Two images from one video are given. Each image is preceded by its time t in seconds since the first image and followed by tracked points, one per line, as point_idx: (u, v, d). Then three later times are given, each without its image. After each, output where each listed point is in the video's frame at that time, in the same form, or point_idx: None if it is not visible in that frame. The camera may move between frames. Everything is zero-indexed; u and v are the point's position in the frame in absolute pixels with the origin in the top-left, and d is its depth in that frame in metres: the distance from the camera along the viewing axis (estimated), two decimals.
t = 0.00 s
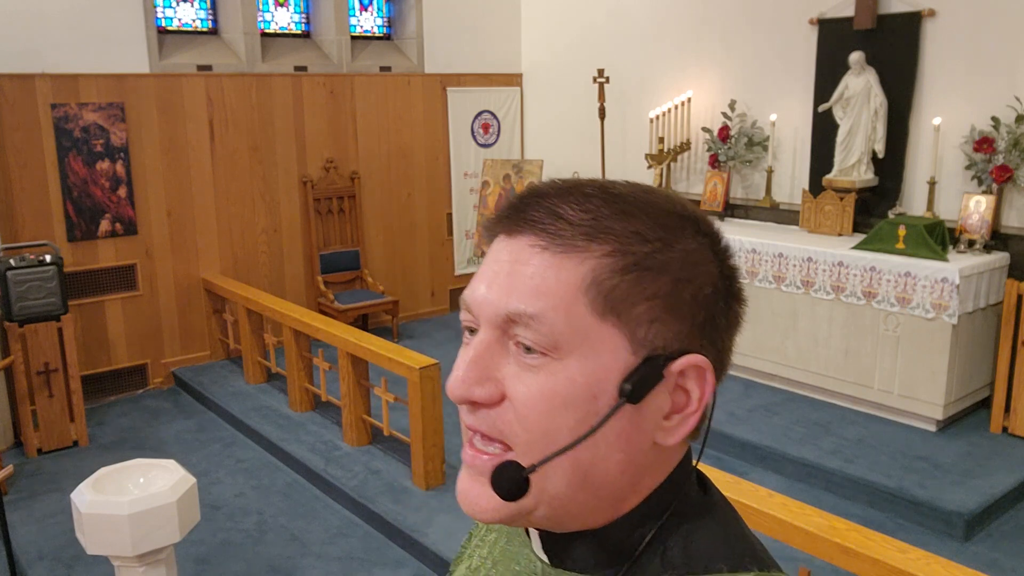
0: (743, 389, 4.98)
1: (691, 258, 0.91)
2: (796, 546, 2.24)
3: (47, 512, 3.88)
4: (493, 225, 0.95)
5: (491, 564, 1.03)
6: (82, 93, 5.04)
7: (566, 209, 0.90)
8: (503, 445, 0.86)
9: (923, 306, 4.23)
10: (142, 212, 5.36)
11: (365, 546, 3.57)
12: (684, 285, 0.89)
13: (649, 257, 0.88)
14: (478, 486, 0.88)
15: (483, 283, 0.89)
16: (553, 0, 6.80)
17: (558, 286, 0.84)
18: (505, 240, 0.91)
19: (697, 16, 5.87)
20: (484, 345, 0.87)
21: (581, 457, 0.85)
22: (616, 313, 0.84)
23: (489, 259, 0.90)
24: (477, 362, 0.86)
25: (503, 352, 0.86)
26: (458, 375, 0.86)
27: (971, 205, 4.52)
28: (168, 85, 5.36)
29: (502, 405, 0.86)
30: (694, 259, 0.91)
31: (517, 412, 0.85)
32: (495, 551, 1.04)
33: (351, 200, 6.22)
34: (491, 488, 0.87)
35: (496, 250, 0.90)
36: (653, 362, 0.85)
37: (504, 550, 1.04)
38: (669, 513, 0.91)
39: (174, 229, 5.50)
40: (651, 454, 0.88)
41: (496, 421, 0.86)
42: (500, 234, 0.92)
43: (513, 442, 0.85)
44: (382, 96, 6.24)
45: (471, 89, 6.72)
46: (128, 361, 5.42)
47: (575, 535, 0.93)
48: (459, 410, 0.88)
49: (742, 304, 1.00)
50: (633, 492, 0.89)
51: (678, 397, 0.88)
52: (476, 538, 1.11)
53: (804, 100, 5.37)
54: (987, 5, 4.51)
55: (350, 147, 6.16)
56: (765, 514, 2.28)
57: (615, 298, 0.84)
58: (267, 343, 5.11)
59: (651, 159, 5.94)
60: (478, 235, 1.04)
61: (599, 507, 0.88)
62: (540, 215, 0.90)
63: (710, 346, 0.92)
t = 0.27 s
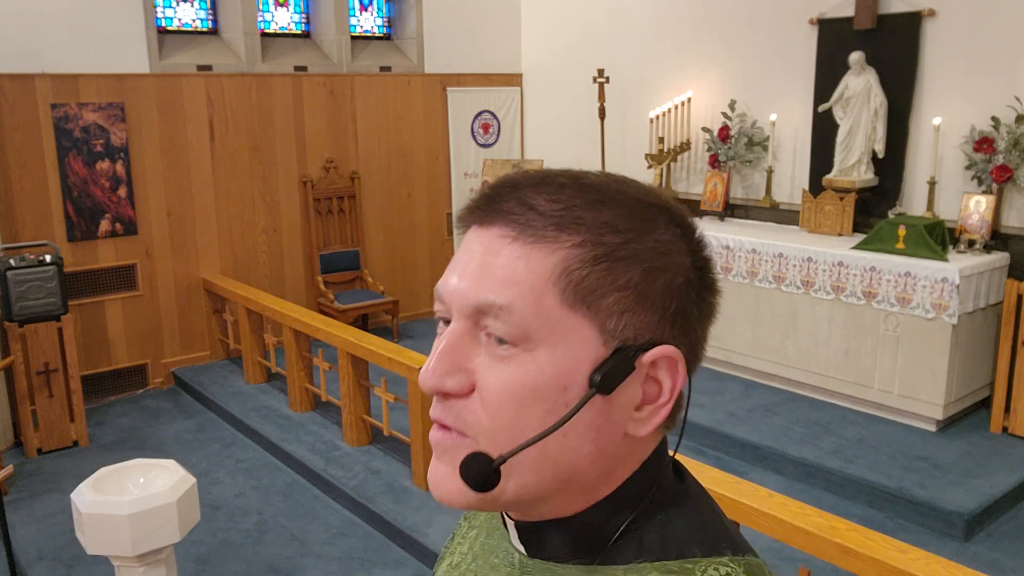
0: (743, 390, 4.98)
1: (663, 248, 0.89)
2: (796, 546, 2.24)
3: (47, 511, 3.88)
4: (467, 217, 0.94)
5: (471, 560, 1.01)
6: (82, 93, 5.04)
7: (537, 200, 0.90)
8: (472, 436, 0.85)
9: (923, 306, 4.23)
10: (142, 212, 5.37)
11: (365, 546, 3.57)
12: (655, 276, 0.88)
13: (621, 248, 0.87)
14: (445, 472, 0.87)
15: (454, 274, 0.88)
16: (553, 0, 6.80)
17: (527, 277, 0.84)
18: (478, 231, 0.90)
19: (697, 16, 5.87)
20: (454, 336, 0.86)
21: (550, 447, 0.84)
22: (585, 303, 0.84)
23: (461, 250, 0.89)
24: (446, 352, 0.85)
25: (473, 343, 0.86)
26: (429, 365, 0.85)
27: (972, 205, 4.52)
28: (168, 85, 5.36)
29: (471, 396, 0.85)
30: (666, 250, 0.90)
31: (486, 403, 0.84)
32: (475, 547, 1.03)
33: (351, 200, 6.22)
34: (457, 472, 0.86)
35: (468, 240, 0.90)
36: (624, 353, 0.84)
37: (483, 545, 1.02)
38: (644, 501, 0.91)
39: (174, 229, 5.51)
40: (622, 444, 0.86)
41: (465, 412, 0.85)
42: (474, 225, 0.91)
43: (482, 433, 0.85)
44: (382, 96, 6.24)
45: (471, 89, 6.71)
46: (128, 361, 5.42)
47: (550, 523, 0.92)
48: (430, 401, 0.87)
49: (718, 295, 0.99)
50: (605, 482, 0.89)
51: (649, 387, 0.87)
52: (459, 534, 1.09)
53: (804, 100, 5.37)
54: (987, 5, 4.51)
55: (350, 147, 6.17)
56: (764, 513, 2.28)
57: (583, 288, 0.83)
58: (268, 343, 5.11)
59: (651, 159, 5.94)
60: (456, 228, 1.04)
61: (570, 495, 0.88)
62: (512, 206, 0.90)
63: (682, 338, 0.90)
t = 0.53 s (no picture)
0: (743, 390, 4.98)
1: (658, 258, 0.89)
2: (795, 546, 2.24)
3: (47, 511, 3.88)
4: (459, 221, 0.93)
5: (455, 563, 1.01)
6: (82, 93, 5.04)
7: (533, 208, 0.88)
8: (463, 443, 0.85)
9: (923, 306, 4.23)
10: (142, 212, 5.36)
11: (364, 546, 3.57)
12: (650, 287, 0.88)
13: (617, 259, 0.86)
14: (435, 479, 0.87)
15: (448, 280, 0.87)
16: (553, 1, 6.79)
17: (522, 288, 0.83)
18: (471, 237, 0.89)
19: (697, 16, 5.87)
20: (447, 343, 0.85)
21: (543, 457, 0.84)
22: (581, 315, 0.83)
23: (454, 255, 0.88)
24: (439, 360, 0.85)
25: (467, 351, 0.85)
26: (421, 372, 0.85)
27: (972, 205, 4.52)
28: (168, 85, 5.36)
29: (464, 405, 0.85)
30: (661, 260, 0.89)
31: (479, 412, 0.84)
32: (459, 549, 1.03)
33: (351, 200, 6.22)
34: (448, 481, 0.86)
35: (461, 246, 0.88)
36: (617, 365, 0.84)
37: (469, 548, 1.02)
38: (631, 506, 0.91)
39: (174, 229, 5.51)
40: (613, 453, 0.87)
41: (458, 420, 0.85)
42: (467, 231, 0.90)
43: (474, 441, 0.84)
44: (382, 96, 6.24)
45: (471, 89, 6.71)
46: (128, 361, 5.42)
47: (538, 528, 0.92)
48: (420, 406, 0.87)
49: (709, 301, 0.99)
50: (595, 489, 0.89)
51: (642, 397, 0.87)
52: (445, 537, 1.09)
53: (804, 100, 5.37)
54: (987, 5, 4.52)
55: (350, 147, 6.17)
56: (764, 513, 2.28)
57: (580, 300, 0.83)
58: (268, 343, 5.11)
59: (651, 159, 5.94)
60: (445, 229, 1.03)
61: (560, 502, 0.88)
62: (507, 213, 0.88)
63: (674, 347, 0.91)
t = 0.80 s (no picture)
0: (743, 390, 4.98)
1: (660, 272, 0.88)
2: (795, 546, 2.24)
3: (47, 511, 3.88)
4: (460, 224, 0.91)
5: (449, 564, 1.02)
6: (82, 93, 5.04)
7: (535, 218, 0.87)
8: (455, 452, 0.85)
9: (923, 306, 4.23)
10: (142, 212, 5.36)
11: (364, 545, 3.57)
12: (650, 301, 0.87)
13: (619, 273, 0.85)
14: (423, 478, 0.86)
15: (446, 287, 0.85)
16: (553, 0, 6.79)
17: (521, 302, 0.82)
18: (472, 243, 0.87)
19: (697, 16, 5.88)
20: (442, 352, 0.85)
21: (534, 470, 0.84)
22: (580, 332, 0.82)
23: (453, 261, 0.86)
24: (434, 369, 0.84)
25: (462, 361, 0.85)
26: (415, 380, 0.84)
27: (972, 205, 4.52)
28: (168, 85, 5.36)
29: (457, 414, 0.84)
30: (663, 273, 0.88)
31: (472, 423, 0.83)
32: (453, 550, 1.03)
33: (351, 200, 6.22)
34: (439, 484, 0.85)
35: (461, 251, 0.87)
36: (614, 381, 0.84)
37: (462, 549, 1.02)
38: (620, 508, 0.91)
39: (174, 229, 5.51)
40: (603, 464, 0.87)
41: (450, 429, 0.84)
42: (468, 236, 0.88)
43: (465, 451, 0.84)
44: (382, 96, 6.24)
45: (471, 89, 6.71)
46: (128, 361, 5.42)
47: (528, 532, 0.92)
48: (412, 412, 0.86)
49: (709, 309, 0.99)
50: (584, 496, 0.89)
51: (635, 410, 0.87)
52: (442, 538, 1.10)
53: (804, 100, 5.37)
54: (987, 5, 4.52)
55: (350, 147, 6.16)
56: (763, 513, 2.28)
57: (579, 317, 0.82)
58: (268, 343, 5.11)
59: (651, 159, 5.94)
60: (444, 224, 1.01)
61: (548, 510, 0.88)
62: (508, 222, 0.87)
63: (670, 361, 0.90)
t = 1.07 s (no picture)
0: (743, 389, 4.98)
1: (657, 282, 0.87)
2: (795, 546, 2.24)
3: (47, 511, 3.88)
4: (453, 240, 0.91)
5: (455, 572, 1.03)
6: (82, 93, 5.04)
7: (530, 233, 0.86)
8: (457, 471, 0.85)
9: (923, 306, 4.23)
10: (142, 212, 5.36)
11: (365, 545, 3.57)
12: (647, 313, 0.87)
13: (616, 285, 0.85)
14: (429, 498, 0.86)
15: (442, 305, 0.85)
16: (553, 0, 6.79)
17: (518, 318, 0.81)
18: (465, 259, 0.87)
19: (697, 15, 5.88)
20: (441, 370, 0.84)
21: (538, 487, 0.83)
22: (579, 346, 0.82)
23: (447, 278, 0.86)
24: (433, 388, 0.84)
25: (461, 378, 0.84)
26: (414, 401, 0.84)
27: (972, 205, 4.52)
28: (168, 85, 5.36)
29: (458, 433, 0.84)
30: (660, 283, 0.88)
31: (473, 442, 0.83)
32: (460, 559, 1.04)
33: (351, 200, 6.22)
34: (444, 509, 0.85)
35: (455, 268, 0.86)
36: (614, 395, 0.83)
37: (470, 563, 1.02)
38: (626, 521, 0.90)
39: (174, 229, 5.51)
40: (607, 478, 0.87)
41: (452, 448, 0.84)
42: (462, 252, 0.88)
43: (467, 470, 0.84)
44: (382, 96, 6.24)
45: (471, 89, 6.71)
46: (128, 361, 5.42)
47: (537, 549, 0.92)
48: (414, 433, 0.86)
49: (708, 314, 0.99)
50: (590, 511, 0.88)
51: (638, 422, 0.87)
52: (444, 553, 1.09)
53: (804, 100, 5.37)
54: (987, 5, 4.52)
55: (350, 147, 6.16)
56: (763, 513, 2.28)
57: (578, 331, 0.82)
58: (267, 343, 5.11)
59: (651, 159, 5.94)
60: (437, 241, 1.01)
61: (554, 528, 0.87)
62: (502, 238, 0.86)
63: (671, 371, 0.90)
